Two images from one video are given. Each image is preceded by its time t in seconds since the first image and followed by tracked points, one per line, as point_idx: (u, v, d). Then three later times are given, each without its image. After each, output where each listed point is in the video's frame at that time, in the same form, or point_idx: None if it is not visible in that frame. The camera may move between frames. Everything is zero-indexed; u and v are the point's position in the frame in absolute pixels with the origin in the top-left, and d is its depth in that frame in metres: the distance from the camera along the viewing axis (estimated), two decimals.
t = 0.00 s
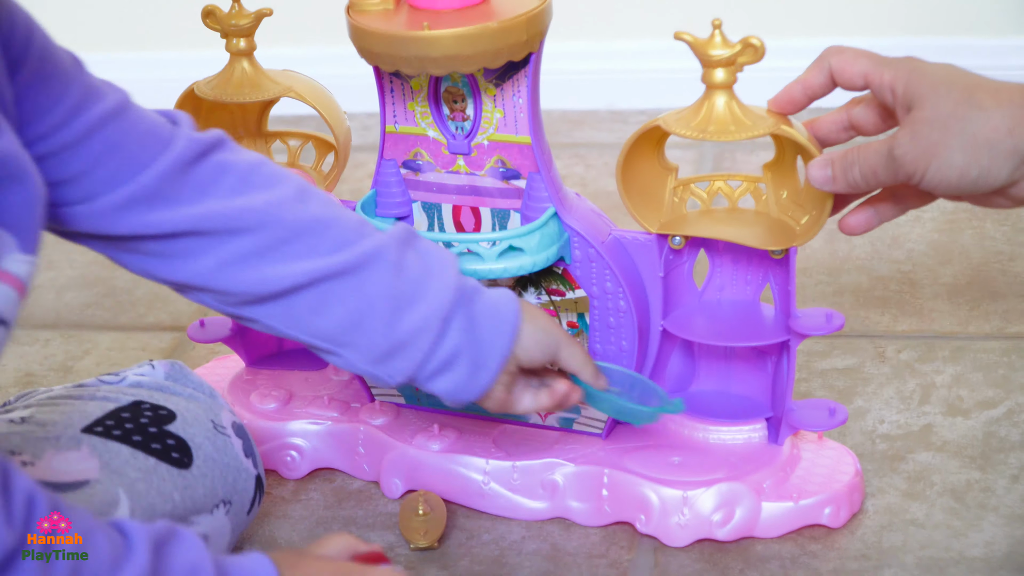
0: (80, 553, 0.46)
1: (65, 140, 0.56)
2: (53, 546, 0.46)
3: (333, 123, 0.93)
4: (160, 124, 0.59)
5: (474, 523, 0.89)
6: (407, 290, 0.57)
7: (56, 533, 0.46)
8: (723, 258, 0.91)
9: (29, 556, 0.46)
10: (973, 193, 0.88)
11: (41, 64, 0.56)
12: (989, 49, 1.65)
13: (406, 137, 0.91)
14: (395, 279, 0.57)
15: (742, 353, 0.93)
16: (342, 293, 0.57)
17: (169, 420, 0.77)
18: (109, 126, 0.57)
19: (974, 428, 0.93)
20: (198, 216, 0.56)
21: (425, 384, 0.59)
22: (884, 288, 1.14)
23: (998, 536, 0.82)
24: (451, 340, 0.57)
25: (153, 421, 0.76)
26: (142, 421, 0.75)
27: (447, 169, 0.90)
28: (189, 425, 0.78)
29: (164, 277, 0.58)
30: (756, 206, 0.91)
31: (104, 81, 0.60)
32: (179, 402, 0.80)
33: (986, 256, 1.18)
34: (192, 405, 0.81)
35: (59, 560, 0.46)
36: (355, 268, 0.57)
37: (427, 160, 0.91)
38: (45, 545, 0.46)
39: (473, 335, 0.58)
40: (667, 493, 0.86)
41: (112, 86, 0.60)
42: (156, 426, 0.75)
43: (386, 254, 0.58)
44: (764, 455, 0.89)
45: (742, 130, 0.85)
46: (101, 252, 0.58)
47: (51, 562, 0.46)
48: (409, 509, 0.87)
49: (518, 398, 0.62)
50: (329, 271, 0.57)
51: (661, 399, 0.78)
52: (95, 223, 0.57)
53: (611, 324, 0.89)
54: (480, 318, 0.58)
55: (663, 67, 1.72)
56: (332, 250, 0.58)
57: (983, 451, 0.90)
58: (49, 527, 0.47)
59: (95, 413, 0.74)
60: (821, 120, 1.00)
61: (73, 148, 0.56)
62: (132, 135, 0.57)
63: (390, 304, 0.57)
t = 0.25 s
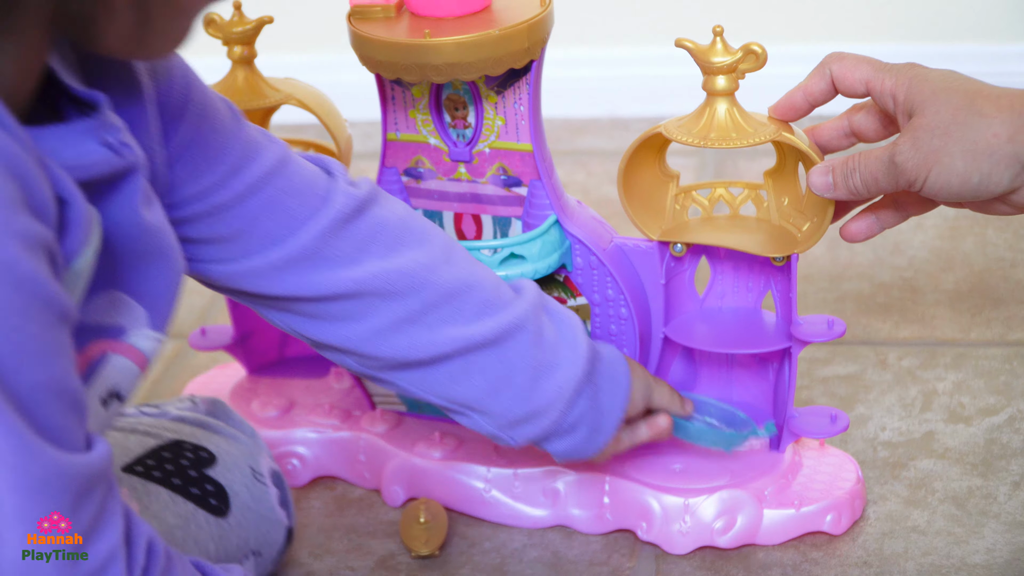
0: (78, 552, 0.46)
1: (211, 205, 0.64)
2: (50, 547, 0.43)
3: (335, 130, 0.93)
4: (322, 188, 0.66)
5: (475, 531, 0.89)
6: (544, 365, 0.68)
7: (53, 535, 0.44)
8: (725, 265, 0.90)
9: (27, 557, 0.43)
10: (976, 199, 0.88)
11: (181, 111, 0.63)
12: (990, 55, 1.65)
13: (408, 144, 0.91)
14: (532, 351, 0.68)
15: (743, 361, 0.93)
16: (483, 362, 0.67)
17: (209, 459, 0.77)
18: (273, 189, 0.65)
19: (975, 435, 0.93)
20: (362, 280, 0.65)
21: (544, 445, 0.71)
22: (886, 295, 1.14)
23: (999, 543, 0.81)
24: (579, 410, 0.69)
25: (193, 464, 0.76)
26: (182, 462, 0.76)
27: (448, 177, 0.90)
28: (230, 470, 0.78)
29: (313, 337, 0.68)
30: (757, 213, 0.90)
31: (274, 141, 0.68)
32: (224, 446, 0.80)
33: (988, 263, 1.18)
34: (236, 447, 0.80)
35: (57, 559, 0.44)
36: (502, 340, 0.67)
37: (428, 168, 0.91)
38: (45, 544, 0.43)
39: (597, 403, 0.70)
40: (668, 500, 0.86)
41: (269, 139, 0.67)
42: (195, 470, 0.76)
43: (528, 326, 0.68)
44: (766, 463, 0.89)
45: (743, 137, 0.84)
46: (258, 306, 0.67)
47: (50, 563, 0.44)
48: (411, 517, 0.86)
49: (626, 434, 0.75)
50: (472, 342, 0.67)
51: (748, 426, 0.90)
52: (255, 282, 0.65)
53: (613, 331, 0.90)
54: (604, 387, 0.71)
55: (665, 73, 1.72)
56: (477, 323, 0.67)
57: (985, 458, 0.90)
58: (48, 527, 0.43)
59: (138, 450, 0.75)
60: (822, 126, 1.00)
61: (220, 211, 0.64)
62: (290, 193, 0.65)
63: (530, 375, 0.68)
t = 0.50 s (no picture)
0: (79, 552, 0.38)
1: (315, 262, 0.60)
2: (50, 547, 0.37)
3: (332, 136, 0.94)
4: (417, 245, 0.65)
5: (474, 538, 0.89)
6: (615, 400, 0.72)
7: (52, 536, 0.37)
8: (722, 273, 0.91)
9: (27, 556, 0.37)
10: (972, 207, 0.88)
11: (295, 161, 0.60)
12: (987, 62, 1.65)
13: (405, 152, 0.91)
14: (604, 396, 0.71)
15: (742, 368, 0.94)
16: (561, 408, 0.68)
17: (242, 523, 0.65)
18: (380, 243, 0.62)
19: (973, 441, 0.93)
20: (456, 331, 0.63)
21: (613, 485, 0.75)
22: (883, 302, 1.14)
23: (997, 549, 0.81)
24: (645, 447, 0.74)
25: (272, 545, 0.64)
26: (261, 542, 0.64)
27: (446, 185, 0.91)
28: (316, 556, 0.65)
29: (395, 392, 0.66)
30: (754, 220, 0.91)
31: (367, 193, 0.65)
32: (313, 523, 0.68)
33: (986, 269, 1.19)
34: (330, 525, 0.69)
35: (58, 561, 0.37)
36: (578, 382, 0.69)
37: (426, 175, 0.91)
38: None
39: (656, 436, 0.76)
40: (667, 508, 0.86)
41: (371, 198, 0.65)
42: (272, 553, 0.64)
43: (597, 370, 0.71)
44: (764, 470, 0.89)
45: (740, 144, 0.84)
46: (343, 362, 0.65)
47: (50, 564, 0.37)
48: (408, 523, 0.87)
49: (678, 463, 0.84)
50: (554, 389, 0.68)
51: (767, 433, 0.91)
52: (351, 337, 0.63)
53: (611, 339, 0.90)
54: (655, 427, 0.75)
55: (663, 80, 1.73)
56: (556, 370, 0.68)
57: (983, 465, 0.90)
58: (46, 528, 0.37)
59: (216, 521, 0.65)
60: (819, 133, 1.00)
61: (324, 269, 0.61)
62: (390, 247, 0.63)
63: (605, 418, 0.70)
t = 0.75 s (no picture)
0: (79, 553, 0.41)
1: (330, 280, 0.65)
2: (50, 547, 0.41)
3: (333, 140, 0.95)
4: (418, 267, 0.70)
5: (472, 541, 0.89)
6: (606, 401, 0.75)
7: (51, 535, 0.41)
8: (722, 277, 0.91)
9: (29, 557, 0.41)
10: (972, 211, 0.88)
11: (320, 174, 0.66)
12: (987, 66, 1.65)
13: (405, 155, 0.91)
14: (596, 395, 0.74)
15: (742, 372, 0.94)
16: (555, 403, 0.72)
17: (257, 539, 0.66)
18: (387, 262, 0.68)
19: (972, 446, 0.93)
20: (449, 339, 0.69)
21: (623, 479, 0.76)
22: (883, 306, 1.14)
23: (996, 554, 0.81)
24: (646, 431, 0.76)
25: (283, 561, 0.65)
26: (272, 558, 0.65)
27: (446, 188, 0.90)
28: (326, 574, 0.66)
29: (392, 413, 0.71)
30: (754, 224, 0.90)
31: (379, 217, 0.70)
32: (326, 541, 0.69)
33: (986, 273, 1.18)
34: (343, 543, 0.70)
35: (59, 561, 0.41)
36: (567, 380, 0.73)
37: (425, 179, 0.91)
38: None
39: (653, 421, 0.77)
40: (666, 512, 0.86)
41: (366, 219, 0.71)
42: (283, 570, 0.65)
43: (583, 367, 0.74)
44: (762, 474, 0.89)
45: (740, 148, 0.84)
46: (345, 388, 0.70)
47: (51, 563, 0.41)
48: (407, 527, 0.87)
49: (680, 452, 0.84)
50: (546, 383, 0.72)
51: (761, 431, 0.91)
52: (361, 356, 0.67)
53: (610, 342, 0.90)
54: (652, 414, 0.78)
55: (663, 83, 1.73)
56: (542, 368, 0.73)
57: (982, 469, 0.90)
58: (47, 528, 0.41)
59: (227, 536, 0.66)
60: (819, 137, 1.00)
61: (336, 286, 0.66)
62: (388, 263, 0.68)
63: (598, 407, 0.74)
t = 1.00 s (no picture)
0: (79, 552, 0.41)
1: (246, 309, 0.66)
2: (50, 547, 0.41)
3: (330, 140, 0.95)
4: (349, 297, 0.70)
5: (471, 540, 0.89)
6: (530, 416, 0.70)
7: (52, 535, 0.41)
8: (720, 275, 0.91)
9: (30, 556, 0.41)
10: (970, 211, 0.88)
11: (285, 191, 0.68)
12: (986, 66, 1.65)
13: (402, 154, 0.91)
14: (518, 407, 0.70)
15: (740, 371, 0.93)
16: (472, 424, 0.69)
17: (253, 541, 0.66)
18: (319, 292, 0.69)
19: (971, 445, 0.92)
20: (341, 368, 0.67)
21: (557, 493, 0.71)
22: (882, 305, 1.14)
23: (995, 552, 0.81)
24: (575, 448, 0.70)
25: (281, 563, 0.65)
26: (269, 560, 0.65)
27: (444, 187, 0.90)
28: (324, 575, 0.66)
29: (309, 445, 0.69)
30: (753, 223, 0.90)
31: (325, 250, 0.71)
32: (324, 543, 0.69)
33: (984, 272, 1.18)
34: (340, 544, 0.70)
35: (59, 560, 0.41)
36: (486, 401, 0.70)
37: (423, 178, 0.91)
38: None
39: (589, 434, 0.71)
40: (664, 510, 0.86)
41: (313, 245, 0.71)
42: (281, 572, 0.64)
43: (507, 381, 0.70)
44: (761, 473, 0.89)
45: (739, 147, 0.84)
46: (265, 420, 0.69)
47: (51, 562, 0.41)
48: (405, 526, 0.87)
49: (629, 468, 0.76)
50: (460, 406, 0.69)
51: (738, 423, 0.90)
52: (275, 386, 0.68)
53: (608, 341, 0.90)
54: (596, 424, 0.71)
55: (662, 83, 1.72)
56: (458, 390, 0.69)
57: (981, 468, 0.90)
58: (47, 527, 0.41)
59: (224, 538, 0.66)
60: (817, 137, 1.00)
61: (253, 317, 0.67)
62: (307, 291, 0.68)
63: (519, 426, 0.69)
